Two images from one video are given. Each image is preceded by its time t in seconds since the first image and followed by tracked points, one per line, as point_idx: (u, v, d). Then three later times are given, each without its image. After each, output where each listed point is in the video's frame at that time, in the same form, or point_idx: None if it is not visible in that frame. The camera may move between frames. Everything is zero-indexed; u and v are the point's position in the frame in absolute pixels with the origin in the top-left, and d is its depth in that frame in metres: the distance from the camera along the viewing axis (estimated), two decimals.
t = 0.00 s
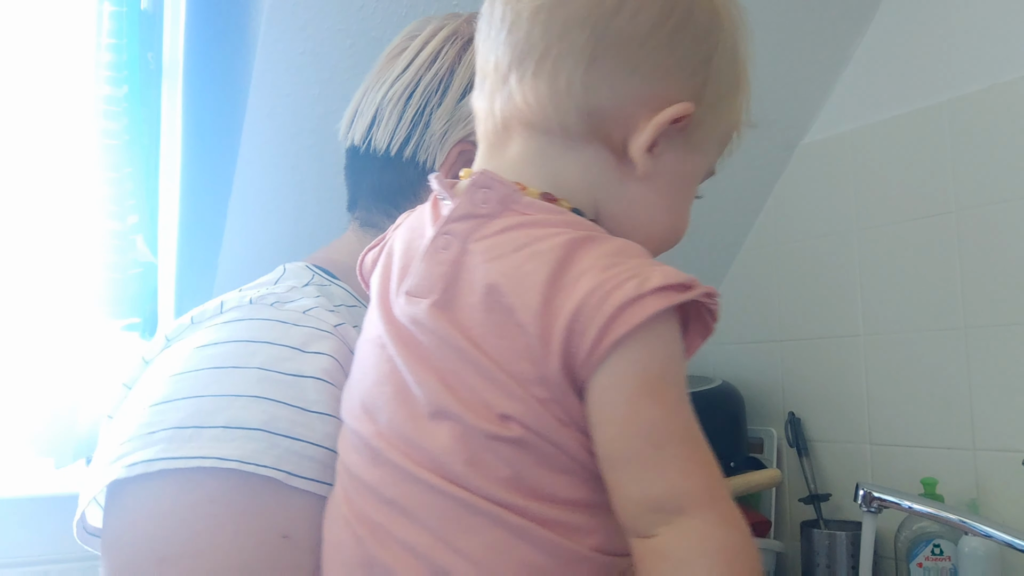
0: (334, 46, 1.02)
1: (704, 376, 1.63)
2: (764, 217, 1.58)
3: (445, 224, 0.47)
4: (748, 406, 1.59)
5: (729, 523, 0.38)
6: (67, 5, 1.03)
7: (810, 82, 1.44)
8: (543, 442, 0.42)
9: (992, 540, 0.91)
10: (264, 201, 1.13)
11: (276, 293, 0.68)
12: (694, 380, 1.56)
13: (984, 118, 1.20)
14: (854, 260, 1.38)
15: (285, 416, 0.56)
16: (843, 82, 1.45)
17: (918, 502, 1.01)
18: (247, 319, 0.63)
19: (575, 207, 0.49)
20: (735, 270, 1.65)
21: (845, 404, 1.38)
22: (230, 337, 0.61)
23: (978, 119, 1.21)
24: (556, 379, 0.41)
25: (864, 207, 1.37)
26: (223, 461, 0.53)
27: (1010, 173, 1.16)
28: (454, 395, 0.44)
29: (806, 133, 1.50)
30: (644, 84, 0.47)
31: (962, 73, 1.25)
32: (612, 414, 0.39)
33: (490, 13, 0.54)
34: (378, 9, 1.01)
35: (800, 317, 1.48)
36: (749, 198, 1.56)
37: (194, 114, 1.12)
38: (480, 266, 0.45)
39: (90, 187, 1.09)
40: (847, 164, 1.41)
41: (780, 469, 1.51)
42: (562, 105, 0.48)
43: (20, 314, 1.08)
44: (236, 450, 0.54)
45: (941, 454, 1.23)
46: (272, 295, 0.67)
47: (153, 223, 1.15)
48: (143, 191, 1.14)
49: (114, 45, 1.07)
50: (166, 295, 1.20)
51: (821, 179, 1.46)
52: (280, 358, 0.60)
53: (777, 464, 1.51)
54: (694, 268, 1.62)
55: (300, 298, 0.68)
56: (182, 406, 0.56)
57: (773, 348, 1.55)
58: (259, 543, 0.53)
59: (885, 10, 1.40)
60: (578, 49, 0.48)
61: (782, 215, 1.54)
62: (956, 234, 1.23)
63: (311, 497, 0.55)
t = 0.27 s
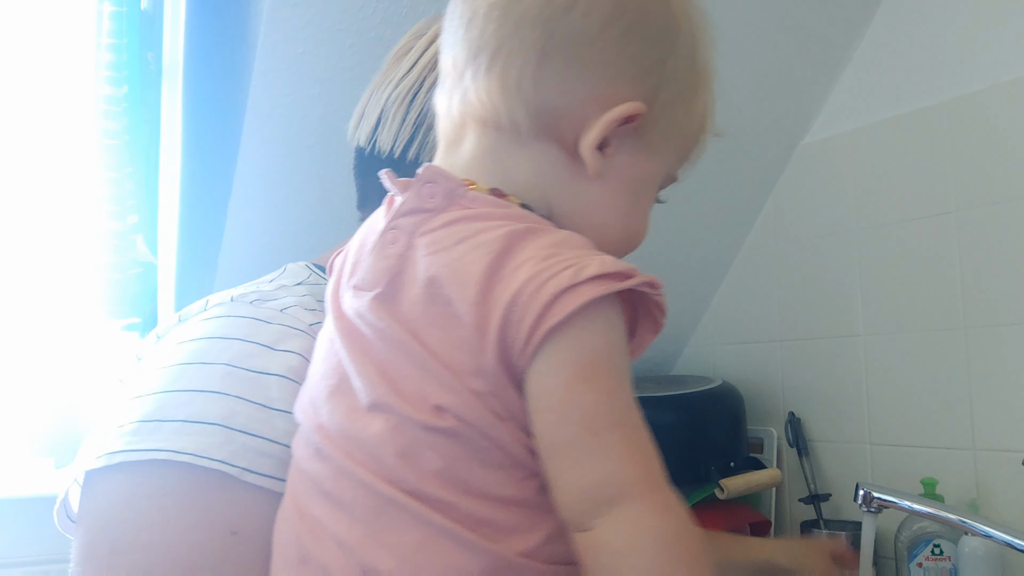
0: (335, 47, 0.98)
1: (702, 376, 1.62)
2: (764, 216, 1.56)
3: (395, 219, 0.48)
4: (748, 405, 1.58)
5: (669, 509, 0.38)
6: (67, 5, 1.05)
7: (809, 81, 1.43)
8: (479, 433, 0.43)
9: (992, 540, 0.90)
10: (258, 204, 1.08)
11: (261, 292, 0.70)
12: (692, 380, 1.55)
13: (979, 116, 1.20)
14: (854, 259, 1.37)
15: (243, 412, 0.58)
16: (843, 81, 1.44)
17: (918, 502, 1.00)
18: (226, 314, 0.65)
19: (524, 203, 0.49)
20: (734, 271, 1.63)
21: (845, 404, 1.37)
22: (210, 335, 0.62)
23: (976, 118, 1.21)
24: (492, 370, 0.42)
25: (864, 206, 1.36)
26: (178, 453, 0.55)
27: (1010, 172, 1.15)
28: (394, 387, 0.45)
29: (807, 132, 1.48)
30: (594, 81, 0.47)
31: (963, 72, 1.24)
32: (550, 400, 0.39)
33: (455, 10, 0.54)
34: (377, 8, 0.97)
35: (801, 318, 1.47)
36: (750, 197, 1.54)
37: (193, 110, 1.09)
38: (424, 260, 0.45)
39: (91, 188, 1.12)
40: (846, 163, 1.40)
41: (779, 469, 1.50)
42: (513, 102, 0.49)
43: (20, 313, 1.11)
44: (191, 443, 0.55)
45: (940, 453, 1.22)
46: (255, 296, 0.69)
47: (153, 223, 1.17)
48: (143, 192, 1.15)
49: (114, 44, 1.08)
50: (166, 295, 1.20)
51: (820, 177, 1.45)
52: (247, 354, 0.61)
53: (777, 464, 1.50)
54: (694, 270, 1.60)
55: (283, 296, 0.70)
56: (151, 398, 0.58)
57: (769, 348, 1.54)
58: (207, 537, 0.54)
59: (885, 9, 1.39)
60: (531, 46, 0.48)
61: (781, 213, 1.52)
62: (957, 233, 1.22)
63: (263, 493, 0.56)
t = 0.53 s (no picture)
0: (334, 47, 0.96)
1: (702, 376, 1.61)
2: (764, 215, 1.55)
3: (351, 213, 0.48)
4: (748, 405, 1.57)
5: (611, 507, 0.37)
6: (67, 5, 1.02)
7: (810, 80, 1.41)
8: (432, 432, 0.43)
9: (992, 540, 0.90)
10: (259, 201, 1.08)
11: (253, 289, 0.75)
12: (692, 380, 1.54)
13: (976, 117, 1.20)
14: (854, 259, 1.37)
15: (223, 415, 0.60)
16: (843, 79, 1.43)
17: (918, 502, 0.99)
18: (218, 312, 0.69)
19: (487, 192, 0.49)
20: (734, 271, 1.62)
21: (845, 404, 1.37)
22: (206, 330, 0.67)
23: (975, 118, 1.20)
24: (446, 362, 0.42)
25: (862, 206, 1.36)
26: (152, 455, 0.56)
27: (1008, 171, 1.15)
28: (347, 386, 0.45)
29: (806, 132, 1.47)
30: (558, 64, 0.48)
31: (963, 71, 1.24)
32: (495, 392, 0.39)
33: None
34: (378, 8, 0.95)
35: (801, 319, 1.47)
36: (750, 197, 1.52)
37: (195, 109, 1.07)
38: (378, 251, 0.45)
39: (92, 188, 1.09)
40: (846, 162, 1.39)
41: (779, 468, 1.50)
42: (474, 87, 0.49)
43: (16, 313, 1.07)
44: (167, 445, 0.57)
45: (941, 453, 1.22)
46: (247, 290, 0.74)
47: (154, 223, 1.14)
48: (143, 191, 1.12)
49: (114, 44, 1.06)
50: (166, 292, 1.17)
51: (820, 177, 1.44)
52: (232, 355, 0.65)
53: (777, 464, 1.50)
54: (694, 271, 1.58)
55: (273, 294, 0.75)
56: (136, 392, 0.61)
57: (768, 348, 1.54)
58: (179, 544, 0.56)
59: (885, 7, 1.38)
60: (492, 29, 0.48)
61: (781, 213, 1.52)
62: (957, 233, 1.21)
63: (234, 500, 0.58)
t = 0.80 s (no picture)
0: (334, 45, 0.96)
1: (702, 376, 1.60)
2: (765, 214, 1.54)
3: (338, 193, 0.48)
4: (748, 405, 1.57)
5: (612, 502, 0.37)
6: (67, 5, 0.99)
7: (813, 77, 1.40)
8: (417, 420, 0.42)
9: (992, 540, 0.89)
10: (257, 200, 1.09)
11: (239, 285, 0.76)
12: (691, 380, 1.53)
13: (977, 113, 1.19)
14: (854, 258, 1.36)
15: (207, 405, 0.60)
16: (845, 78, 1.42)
17: (918, 502, 0.98)
18: (207, 304, 0.70)
19: (479, 171, 0.49)
20: (734, 271, 1.62)
21: (846, 404, 1.36)
22: (196, 321, 0.67)
23: (977, 114, 1.19)
24: (434, 350, 0.41)
25: (864, 203, 1.35)
26: (131, 441, 0.55)
27: (1011, 168, 1.14)
28: (331, 374, 0.44)
29: (807, 131, 1.46)
30: (556, 41, 0.47)
31: (965, 67, 1.23)
32: (491, 380, 0.38)
33: None
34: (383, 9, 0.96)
35: (801, 321, 1.46)
36: (751, 195, 1.51)
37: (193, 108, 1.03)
38: (366, 233, 0.45)
39: (92, 188, 1.05)
40: (847, 160, 1.39)
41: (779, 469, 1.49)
42: (468, 63, 0.48)
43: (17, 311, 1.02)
44: (149, 432, 0.56)
45: (940, 452, 1.21)
46: (235, 285, 0.76)
47: (153, 223, 1.11)
48: (143, 190, 1.09)
49: (114, 44, 1.02)
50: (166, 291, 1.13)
51: (820, 175, 1.43)
52: (221, 346, 0.66)
53: (777, 464, 1.49)
54: (694, 270, 1.57)
55: (259, 289, 0.76)
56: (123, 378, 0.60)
57: (769, 348, 1.53)
58: (159, 535, 0.54)
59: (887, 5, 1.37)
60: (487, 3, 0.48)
61: (781, 211, 1.51)
62: (958, 231, 1.20)
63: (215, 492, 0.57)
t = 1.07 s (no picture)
0: (333, 47, 0.95)
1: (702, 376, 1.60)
2: (765, 214, 1.55)
3: (321, 199, 0.49)
4: (748, 405, 1.57)
5: (556, 501, 0.37)
6: (67, 5, 1.01)
7: (812, 78, 1.40)
8: (382, 416, 0.43)
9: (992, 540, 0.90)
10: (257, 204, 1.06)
11: (248, 282, 0.77)
12: (692, 380, 1.53)
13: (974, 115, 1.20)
14: (855, 258, 1.37)
15: (211, 395, 0.62)
16: (846, 78, 1.42)
17: (918, 502, 0.99)
18: (215, 301, 0.71)
19: (455, 179, 0.49)
20: (734, 271, 1.62)
21: (846, 404, 1.37)
22: (204, 319, 0.68)
23: (976, 115, 1.20)
24: (396, 352, 0.42)
25: (864, 203, 1.36)
26: (141, 424, 0.57)
27: (1012, 168, 1.15)
28: (307, 373, 0.45)
29: (807, 131, 1.47)
30: (528, 52, 0.48)
31: (964, 69, 1.23)
32: (441, 383, 0.39)
33: None
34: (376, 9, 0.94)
35: (801, 321, 1.47)
36: (750, 195, 1.52)
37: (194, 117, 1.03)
38: (342, 238, 0.46)
39: (91, 190, 1.07)
40: (847, 160, 1.39)
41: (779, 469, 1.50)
42: (439, 75, 0.49)
43: (18, 306, 1.07)
44: (157, 417, 0.58)
45: (940, 452, 1.22)
46: (241, 284, 0.76)
47: (154, 223, 1.11)
48: (143, 191, 1.10)
49: (115, 44, 1.04)
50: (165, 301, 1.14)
51: (820, 176, 1.44)
52: (226, 341, 0.67)
53: (777, 464, 1.50)
54: (693, 271, 1.57)
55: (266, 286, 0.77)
56: (138, 369, 0.62)
57: (770, 348, 1.53)
58: (160, 518, 0.56)
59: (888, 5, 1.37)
60: (457, 19, 0.49)
61: (781, 212, 1.51)
62: (959, 231, 1.21)
63: (219, 476, 0.59)
